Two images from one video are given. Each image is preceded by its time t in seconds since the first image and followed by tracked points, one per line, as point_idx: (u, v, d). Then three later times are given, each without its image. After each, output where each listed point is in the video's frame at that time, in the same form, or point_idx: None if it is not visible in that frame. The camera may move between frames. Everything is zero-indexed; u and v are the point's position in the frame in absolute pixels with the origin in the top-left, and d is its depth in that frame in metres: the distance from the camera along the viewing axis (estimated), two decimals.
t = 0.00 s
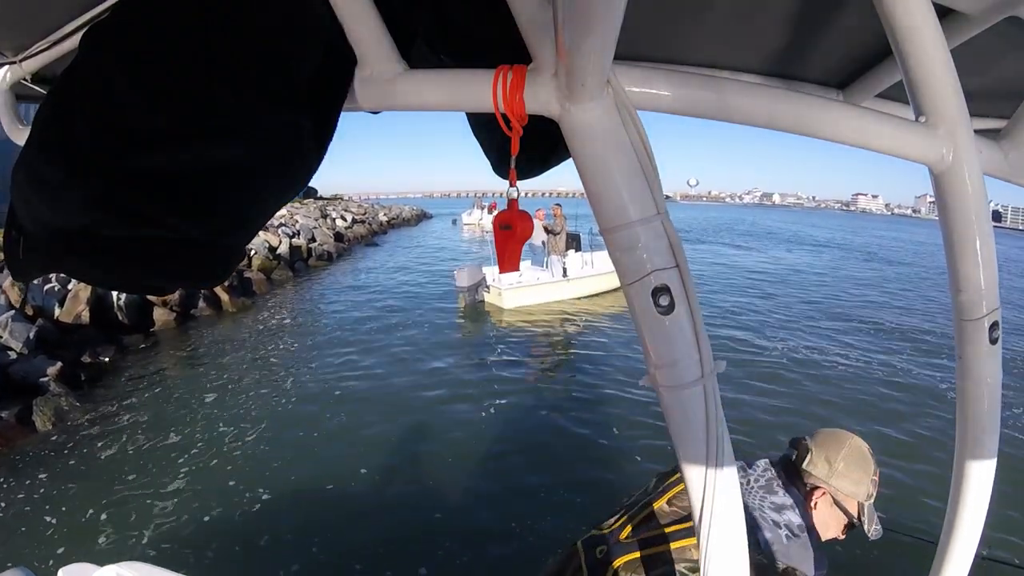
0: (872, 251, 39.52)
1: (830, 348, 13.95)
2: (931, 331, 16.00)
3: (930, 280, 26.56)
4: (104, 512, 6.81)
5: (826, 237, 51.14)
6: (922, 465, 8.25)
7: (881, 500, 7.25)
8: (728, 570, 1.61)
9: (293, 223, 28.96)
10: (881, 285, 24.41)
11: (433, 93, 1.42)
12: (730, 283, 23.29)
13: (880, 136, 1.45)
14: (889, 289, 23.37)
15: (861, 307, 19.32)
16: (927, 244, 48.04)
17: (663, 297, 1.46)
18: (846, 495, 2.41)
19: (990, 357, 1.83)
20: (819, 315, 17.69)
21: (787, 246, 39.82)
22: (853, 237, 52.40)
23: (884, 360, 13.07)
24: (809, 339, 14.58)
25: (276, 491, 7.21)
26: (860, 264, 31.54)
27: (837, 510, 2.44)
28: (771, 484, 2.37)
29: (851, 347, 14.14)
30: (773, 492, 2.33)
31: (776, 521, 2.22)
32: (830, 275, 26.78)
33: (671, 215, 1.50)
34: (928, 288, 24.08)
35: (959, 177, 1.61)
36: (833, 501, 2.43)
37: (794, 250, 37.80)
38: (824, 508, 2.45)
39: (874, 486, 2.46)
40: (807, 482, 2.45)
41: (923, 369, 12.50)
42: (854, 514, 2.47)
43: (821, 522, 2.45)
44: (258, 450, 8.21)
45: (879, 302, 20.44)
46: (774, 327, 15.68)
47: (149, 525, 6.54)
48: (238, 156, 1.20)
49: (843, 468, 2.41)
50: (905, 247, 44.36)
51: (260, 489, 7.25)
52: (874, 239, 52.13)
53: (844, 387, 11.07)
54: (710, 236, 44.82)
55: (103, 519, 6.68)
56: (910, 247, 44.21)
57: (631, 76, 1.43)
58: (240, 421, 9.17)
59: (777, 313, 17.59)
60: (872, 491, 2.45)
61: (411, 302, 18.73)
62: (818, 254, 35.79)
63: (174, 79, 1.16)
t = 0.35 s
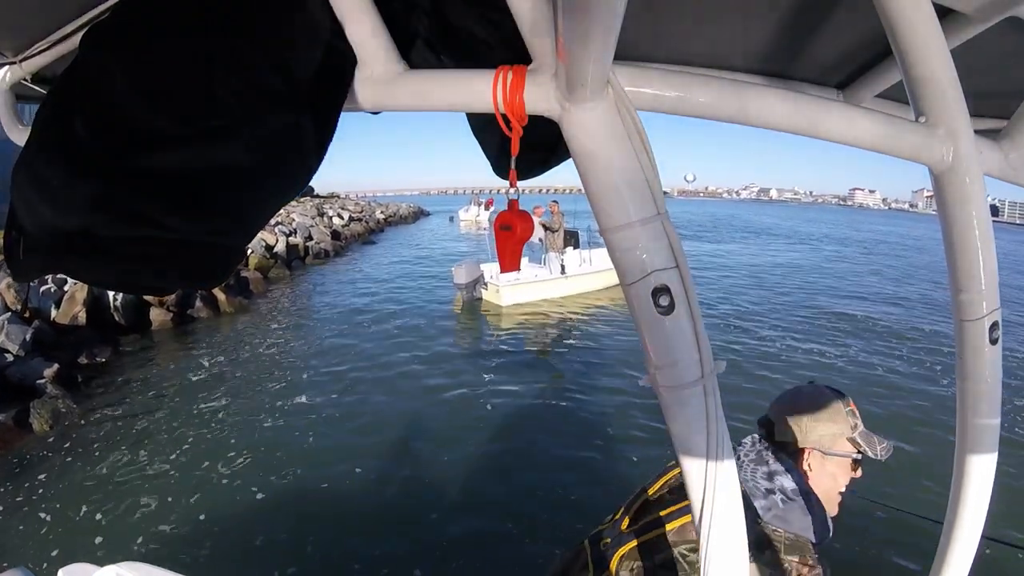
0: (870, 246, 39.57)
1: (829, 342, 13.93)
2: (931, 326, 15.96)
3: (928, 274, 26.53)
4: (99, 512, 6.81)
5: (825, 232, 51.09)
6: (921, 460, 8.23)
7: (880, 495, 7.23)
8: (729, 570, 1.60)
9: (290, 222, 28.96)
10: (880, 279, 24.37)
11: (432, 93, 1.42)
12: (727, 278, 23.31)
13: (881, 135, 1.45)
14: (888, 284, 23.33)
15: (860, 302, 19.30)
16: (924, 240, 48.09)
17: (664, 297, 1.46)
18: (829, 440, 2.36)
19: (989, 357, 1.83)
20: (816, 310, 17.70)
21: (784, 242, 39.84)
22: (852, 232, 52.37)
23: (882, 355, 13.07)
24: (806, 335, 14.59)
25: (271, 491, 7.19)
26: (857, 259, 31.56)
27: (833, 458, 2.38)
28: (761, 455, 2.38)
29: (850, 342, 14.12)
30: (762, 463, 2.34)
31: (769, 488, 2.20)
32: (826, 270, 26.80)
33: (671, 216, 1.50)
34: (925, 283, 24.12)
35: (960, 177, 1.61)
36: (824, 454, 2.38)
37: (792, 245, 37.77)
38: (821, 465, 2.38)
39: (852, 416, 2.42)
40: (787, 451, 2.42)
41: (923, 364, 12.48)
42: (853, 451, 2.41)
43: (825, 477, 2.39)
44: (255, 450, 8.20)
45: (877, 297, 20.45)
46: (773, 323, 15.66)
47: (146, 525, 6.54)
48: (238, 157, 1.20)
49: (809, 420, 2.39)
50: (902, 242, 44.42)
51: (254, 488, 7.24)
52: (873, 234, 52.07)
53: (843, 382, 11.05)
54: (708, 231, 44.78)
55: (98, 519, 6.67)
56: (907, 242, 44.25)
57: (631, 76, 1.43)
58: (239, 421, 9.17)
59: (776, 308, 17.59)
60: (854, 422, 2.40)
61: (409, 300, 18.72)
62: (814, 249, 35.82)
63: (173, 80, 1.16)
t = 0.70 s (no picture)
0: (865, 246, 39.64)
1: (826, 344, 13.91)
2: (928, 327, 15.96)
3: (925, 274, 26.51)
4: (90, 516, 6.80)
5: (823, 233, 51.07)
6: (919, 461, 8.22)
7: (878, 496, 7.22)
8: (729, 569, 1.59)
9: (286, 226, 28.96)
10: (877, 280, 24.36)
11: (432, 93, 1.42)
12: (723, 279, 23.35)
13: (882, 134, 1.45)
14: (886, 284, 23.33)
15: (857, 303, 19.29)
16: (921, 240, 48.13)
17: (663, 297, 1.46)
18: (802, 416, 2.38)
19: (989, 357, 1.83)
20: (812, 311, 17.72)
21: (780, 243, 39.90)
22: (850, 233, 52.31)
23: (878, 355, 13.09)
24: (803, 336, 14.58)
25: (264, 496, 7.17)
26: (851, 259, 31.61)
27: (807, 435, 2.40)
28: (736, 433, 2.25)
29: (847, 342, 14.10)
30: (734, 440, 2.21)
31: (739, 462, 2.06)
32: (821, 271, 26.85)
33: (672, 216, 1.50)
34: (920, 283, 24.16)
35: (959, 176, 1.61)
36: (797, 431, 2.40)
37: (788, 246, 37.76)
38: (797, 443, 2.41)
39: (826, 392, 2.44)
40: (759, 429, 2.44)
41: (920, 365, 12.46)
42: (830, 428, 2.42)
43: (801, 455, 2.41)
44: (253, 454, 8.20)
45: (872, 296, 20.49)
46: (770, 324, 15.66)
47: (141, 529, 6.54)
48: (238, 157, 1.18)
49: (780, 397, 2.41)
50: (898, 242, 44.49)
51: (247, 492, 7.24)
52: (871, 234, 52.04)
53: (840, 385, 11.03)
54: (704, 233, 44.77)
55: (89, 522, 6.68)
56: (903, 242, 44.27)
57: (631, 76, 1.43)
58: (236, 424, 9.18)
59: (773, 310, 17.58)
60: (828, 399, 2.42)
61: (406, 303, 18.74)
62: (810, 250, 35.88)
63: (173, 80, 1.16)
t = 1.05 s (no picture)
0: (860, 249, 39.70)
1: (823, 346, 13.93)
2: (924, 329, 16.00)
3: (921, 277, 26.58)
4: (82, 518, 6.79)
5: (819, 235, 51.13)
6: (915, 462, 8.24)
7: (875, 496, 7.23)
8: (729, 570, 1.59)
9: (281, 229, 28.96)
10: (873, 283, 24.42)
11: (430, 92, 1.42)
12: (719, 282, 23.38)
13: (881, 135, 1.45)
14: (881, 287, 23.39)
15: (853, 305, 19.33)
16: (917, 242, 48.12)
17: (663, 297, 1.46)
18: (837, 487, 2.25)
19: (990, 358, 1.83)
20: (808, 313, 17.74)
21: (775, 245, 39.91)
22: (846, 236, 52.36)
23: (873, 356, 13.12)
24: (800, 338, 14.60)
25: (258, 498, 7.15)
26: (844, 262, 31.64)
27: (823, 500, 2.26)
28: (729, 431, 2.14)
29: (844, 345, 14.12)
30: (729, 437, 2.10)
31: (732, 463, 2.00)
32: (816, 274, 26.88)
33: (672, 216, 1.50)
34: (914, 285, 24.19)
35: (959, 175, 1.61)
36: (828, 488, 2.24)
37: (784, 249, 37.82)
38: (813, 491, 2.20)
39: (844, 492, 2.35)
40: (810, 461, 2.21)
41: (917, 367, 12.48)
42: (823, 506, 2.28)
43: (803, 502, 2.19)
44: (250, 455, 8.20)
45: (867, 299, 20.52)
46: (765, 327, 15.68)
47: (136, 531, 6.53)
48: (240, 158, 1.19)
49: (845, 460, 2.27)
50: (893, 244, 44.54)
51: (240, 494, 7.24)
52: (867, 237, 52.11)
53: (837, 387, 11.04)
54: (700, 237, 44.82)
55: (80, 525, 6.66)
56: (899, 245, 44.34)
57: (631, 76, 1.43)
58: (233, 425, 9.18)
59: (769, 313, 17.60)
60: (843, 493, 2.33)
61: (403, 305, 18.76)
62: (804, 253, 35.94)
63: (174, 80, 1.16)
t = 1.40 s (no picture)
0: (857, 253, 39.70)
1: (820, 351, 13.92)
2: (922, 335, 16.00)
3: (918, 283, 26.61)
4: (75, 514, 6.77)
5: (817, 240, 51.16)
6: (912, 468, 8.24)
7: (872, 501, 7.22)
8: (729, 570, 1.59)
9: (279, 226, 28.96)
10: (870, 289, 24.43)
11: (429, 91, 1.42)
12: (716, 285, 23.40)
13: (881, 136, 1.45)
14: (879, 293, 23.40)
15: (851, 311, 19.32)
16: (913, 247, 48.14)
17: (664, 297, 1.46)
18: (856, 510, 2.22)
19: (989, 358, 1.83)
20: (805, 318, 17.74)
21: (772, 249, 39.91)
22: (843, 240, 52.40)
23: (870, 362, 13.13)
24: (797, 342, 14.60)
25: (251, 495, 7.15)
26: (842, 267, 31.62)
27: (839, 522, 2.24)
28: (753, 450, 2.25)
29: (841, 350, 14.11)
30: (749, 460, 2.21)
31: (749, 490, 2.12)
32: (813, 279, 26.88)
33: (672, 216, 1.50)
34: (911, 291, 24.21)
35: (959, 176, 1.61)
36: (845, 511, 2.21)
37: (781, 253, 37.84)
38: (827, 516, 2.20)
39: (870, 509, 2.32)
40: (825, 485, 2.21)
41: (914, 373, 12.49)
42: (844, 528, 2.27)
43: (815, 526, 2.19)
44: (247, 453, 8.20)
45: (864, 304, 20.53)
46: (762, 331, 15.68)
47: (130, 528, 6.52)
48: (240, 158, 1.19)
49: (870, 481, 2.24)
50: (891, 249, 44.56)
51: (235, 491, 7.23)
52: (864, 242, 52.17)
53: (834, 392, 11.04)
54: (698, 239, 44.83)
55: (73, 521, 6.64)
56: (896, 250, 44.43)
57: (632, 77, 1.43)
58: (231, 423, 9.18)
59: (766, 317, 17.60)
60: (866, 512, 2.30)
61: (400, 304, 18.75)
62: (802, 257, 35.93)
63: (176, 80, 1.16)
